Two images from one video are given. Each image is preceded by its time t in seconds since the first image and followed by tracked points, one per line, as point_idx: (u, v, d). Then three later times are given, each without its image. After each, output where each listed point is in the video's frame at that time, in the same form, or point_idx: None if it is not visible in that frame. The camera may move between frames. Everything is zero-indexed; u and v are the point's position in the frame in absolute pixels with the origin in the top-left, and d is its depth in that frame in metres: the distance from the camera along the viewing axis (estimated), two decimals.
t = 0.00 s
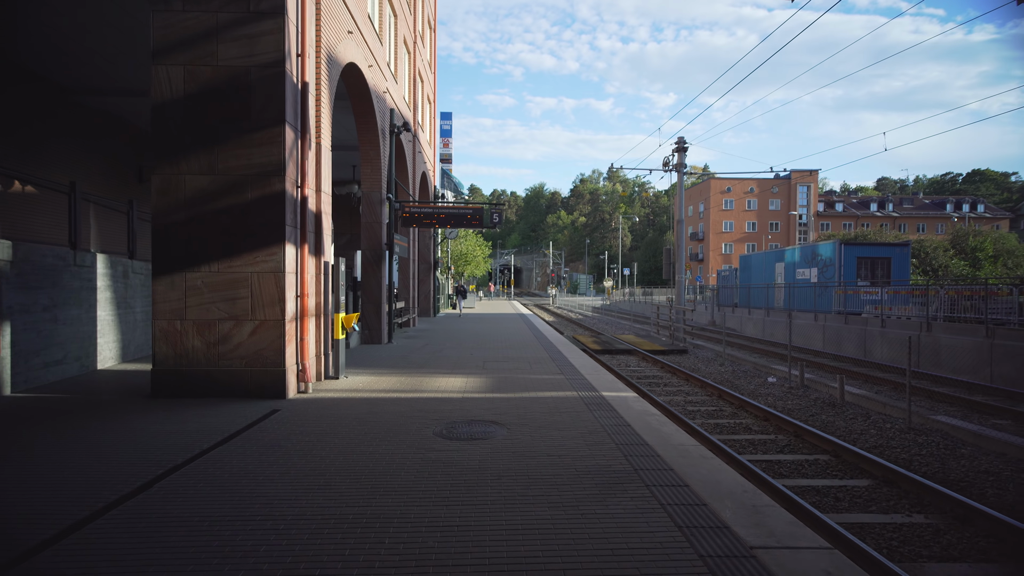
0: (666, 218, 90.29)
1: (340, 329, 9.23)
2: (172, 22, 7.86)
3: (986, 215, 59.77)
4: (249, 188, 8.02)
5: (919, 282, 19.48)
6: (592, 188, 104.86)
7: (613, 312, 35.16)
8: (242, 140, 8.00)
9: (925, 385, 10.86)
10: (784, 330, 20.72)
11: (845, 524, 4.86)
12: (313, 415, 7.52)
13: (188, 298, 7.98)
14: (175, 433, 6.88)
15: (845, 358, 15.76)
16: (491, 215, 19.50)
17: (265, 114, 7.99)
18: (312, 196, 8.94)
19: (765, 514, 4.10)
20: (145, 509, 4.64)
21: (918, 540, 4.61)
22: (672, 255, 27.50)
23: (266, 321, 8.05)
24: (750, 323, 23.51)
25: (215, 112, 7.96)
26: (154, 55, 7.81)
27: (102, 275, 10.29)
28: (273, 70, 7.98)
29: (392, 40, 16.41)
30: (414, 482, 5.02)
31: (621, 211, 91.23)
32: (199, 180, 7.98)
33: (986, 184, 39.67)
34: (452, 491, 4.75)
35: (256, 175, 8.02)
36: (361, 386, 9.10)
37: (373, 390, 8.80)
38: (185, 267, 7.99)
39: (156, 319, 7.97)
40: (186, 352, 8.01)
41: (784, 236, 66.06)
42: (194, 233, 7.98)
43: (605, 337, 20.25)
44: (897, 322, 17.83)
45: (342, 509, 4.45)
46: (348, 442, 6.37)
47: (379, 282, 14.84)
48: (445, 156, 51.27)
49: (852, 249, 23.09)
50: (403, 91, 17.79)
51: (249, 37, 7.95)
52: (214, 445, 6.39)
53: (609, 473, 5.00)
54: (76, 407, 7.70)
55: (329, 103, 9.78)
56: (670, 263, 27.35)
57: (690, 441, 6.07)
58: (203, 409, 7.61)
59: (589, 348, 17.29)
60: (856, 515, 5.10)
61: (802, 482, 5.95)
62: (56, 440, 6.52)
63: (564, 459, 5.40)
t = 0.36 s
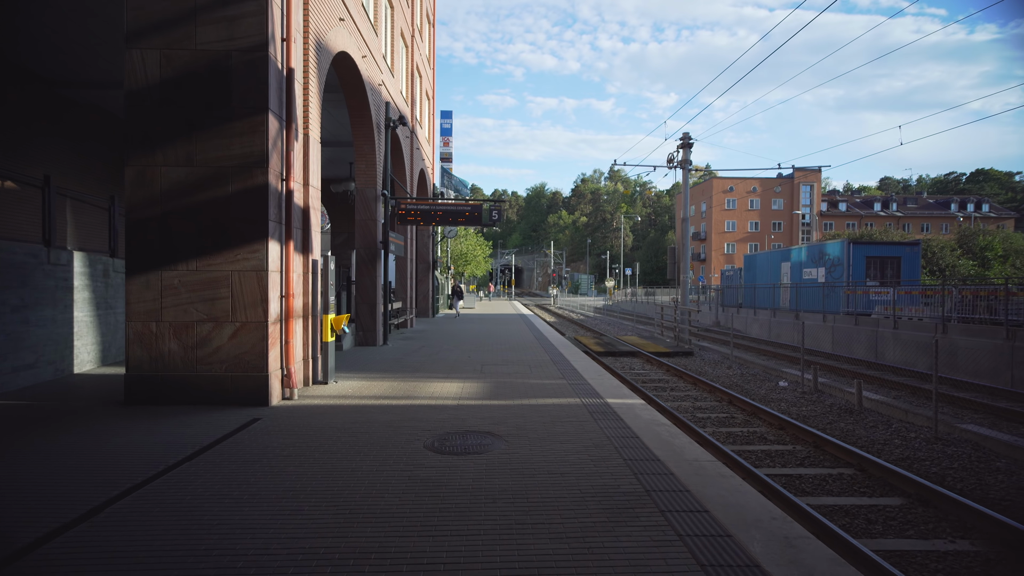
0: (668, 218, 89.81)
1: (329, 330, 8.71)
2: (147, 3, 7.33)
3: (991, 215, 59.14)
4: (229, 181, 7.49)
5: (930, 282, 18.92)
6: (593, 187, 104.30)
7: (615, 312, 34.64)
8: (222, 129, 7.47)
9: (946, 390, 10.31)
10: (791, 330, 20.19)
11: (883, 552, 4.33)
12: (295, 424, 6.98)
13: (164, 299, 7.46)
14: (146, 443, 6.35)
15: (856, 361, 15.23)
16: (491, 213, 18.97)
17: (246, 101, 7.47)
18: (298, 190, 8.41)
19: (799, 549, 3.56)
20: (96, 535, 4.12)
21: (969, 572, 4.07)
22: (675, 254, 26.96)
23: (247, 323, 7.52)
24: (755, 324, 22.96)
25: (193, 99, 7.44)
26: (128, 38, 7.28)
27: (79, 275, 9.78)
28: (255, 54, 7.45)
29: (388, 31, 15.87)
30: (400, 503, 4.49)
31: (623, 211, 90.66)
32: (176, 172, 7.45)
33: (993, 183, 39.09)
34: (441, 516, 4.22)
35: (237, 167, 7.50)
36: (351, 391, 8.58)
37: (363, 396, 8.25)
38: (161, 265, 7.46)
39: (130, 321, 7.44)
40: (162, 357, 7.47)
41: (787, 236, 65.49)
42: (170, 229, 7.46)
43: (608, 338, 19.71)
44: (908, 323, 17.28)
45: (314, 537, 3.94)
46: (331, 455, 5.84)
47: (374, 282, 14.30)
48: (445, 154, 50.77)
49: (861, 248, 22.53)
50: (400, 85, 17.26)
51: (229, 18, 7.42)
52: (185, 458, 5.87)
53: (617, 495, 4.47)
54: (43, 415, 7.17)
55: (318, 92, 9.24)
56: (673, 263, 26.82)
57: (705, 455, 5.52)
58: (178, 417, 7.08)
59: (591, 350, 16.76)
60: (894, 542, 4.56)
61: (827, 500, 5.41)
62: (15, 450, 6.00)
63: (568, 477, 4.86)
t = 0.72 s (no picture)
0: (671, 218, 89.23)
1: (316, 334, 8.14)
2: None
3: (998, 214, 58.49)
4: (207, 173, 6.94)
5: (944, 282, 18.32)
6: (595, 187, 103.74)
7: (619, 312, 34.08)
8: (198, 118, 6.92)
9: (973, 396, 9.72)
10: (799, 332, 19.63)
11: None
12: (276, 436, 6.42)
13: (137, 301, 6.87)
14: (113, 458, 5.81)
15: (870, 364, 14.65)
16: (490, 210, 18.40)
17: (224, 88, 6.92)
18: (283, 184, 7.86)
19: None
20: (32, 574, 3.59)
21: None
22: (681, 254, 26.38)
23: (226, 327, 6.96)
24: (762, 325, 22.39)
25: (168, 86, 6.90)
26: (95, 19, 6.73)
27: (54, 275, 9.24)
28: (234, 37, 6.90)
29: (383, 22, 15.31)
30: (382, 536, 3.92)
31: (625, 211, 90.06)
32: (149, 164, 6.90)
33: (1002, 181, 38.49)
34: (427, 554, 3.65)
35: (216, 159, 6.94)
36: (341, 399, 8.02)
37: (352, 405, 7.68)
38: (133, 265, 6.89)
39: (100, 324, 6.86)
40: (134, 363, 6.90)
41: (790, 236, 64.86)
42: (143, 225, 6.89)
43: (611, 340, 19.13)
44: (922, 324, 16.70)
45: None
46: (310, 472, 5.28)
47: (369, 282, 13.73)
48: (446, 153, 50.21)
49: (871, 248, 21.95)
50: (397, 79, 16.71)
51: None
52: (152, 476, 5.31)
53: (631, 528, 3.90)
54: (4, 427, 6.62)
55: (306, 81, 8.70)
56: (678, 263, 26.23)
57: (727, 475, 4.94)
58: (149, 428, 6.52)
59: (595, 352, 16.21)
60: None
61: (863, 526, 4.86)
62: None
63: (574, 505, 4.30)
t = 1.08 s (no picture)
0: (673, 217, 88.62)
1: (304, 339, 7.61)
2: None
3: (1004, 213, 57.90)
4: (183, 165, 6.40)
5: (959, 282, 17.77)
6: (597, 187, 103.15)
7: (623, 314, 33.52)
8: (174, 106, 6.39)
9: (1003, 404, 9.14)
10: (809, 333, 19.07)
11: None
12: (255, 450, 5.88)
13: (108, 304, 6.32)
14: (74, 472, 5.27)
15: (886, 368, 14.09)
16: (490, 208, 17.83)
17: (202, 73, 6.38)
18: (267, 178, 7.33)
19: None
20: None
21: None
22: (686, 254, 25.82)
23: (204, 332, 6.43)
24: (770, 327, 21.83)
25: (141, 71, 6.37)
26: None
27: (28, 275, 8.72)
28: (212, 18, 6.38)
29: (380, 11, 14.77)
30: None
31: (627, 210, 89.45)
32: (120, 155, 6.36)
33: (1010, 180, 37.94)
34: None
35: (193, 150, 6.40)
36: (330, 408, 7.49)
37: (340, 416, 7.13)
38: (103, 264, 6.33)
39: (68, 329, 6.30)
40: (104, 371, 6.34)
41: (794, 236, 64.24)
42: (114, 221, 6.35)
43: (616, 343, 18.55)
44: (939, 326, 16.12)
45: None
46: (289, 494, 4.75)
47: (364, 283, 13.19)
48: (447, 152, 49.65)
49: (882, 247, 21.44)
50: (394, 73, 16.19)
51: None
52: (113, 497, 4.78)
53: (651, 570, 3.36)
54: None
55: (293, 70, 8.17)
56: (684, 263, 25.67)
57: (754, 501, 4.41)
58: (118, 441, 5.96)
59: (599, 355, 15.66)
60: None
61: (908, 558, 4.32)
62: None
63: (584, 538, 3.77)
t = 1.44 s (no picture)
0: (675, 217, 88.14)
1: (287, 341, 7.08)
2: None
3: (1010, 212, 57.26)
4: (153, 152, 5.87)
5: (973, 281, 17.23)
6: (598, 187, 102.62)
7: (625, 314, 32.99)
8: (142, 88, 5.85)
9: None
10: (817, 333, 18.56)
11: None
12: (227, 464, 5.34)
13: (70, 304, 5.79)
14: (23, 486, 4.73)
15: (901, 371, 13.57)
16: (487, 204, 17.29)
17: (172, 51, 5.85)
18: (246, 169, 6.79)
19: None
20: None
21: None
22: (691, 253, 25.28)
23: (176, 335, 5.89)
24: (777, 327, 21.29)
25: (106, 49, 5.84)
26: None
27: None
28: None
29: None
30: None
31: (629, 210, 88.95)
32: (84, 142, 5.83)
33: (1018, 178, 37.37)
34: None
35: (163, 136, 5.87)
36: (315, 416, 6.96)
37: (325, 424, 6.59)
38: (65, 261, 5.79)
39: (26, 332, 5.77)
40: (66, 378, 5.80)
41: (798, 236, 63.71)
42: (77, 213, 5.82)
43: (619, 344, 18.01)
44: (952, 326, 15.62)
45: None
46: (257, 517, 4.22)
47: (358, 282, 12.66)
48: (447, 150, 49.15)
49: (893, 246, 20.99)
50: (390, 65, 15.68)
51: None
52: (62, 517, 4.23)
53: None
54: None
55: (277, 54, 7.64)
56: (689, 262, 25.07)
57: (785, 528, 3.87)
58: (77, 453, 5.42)
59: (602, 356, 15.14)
60: None
61: None
62: None
63: None
